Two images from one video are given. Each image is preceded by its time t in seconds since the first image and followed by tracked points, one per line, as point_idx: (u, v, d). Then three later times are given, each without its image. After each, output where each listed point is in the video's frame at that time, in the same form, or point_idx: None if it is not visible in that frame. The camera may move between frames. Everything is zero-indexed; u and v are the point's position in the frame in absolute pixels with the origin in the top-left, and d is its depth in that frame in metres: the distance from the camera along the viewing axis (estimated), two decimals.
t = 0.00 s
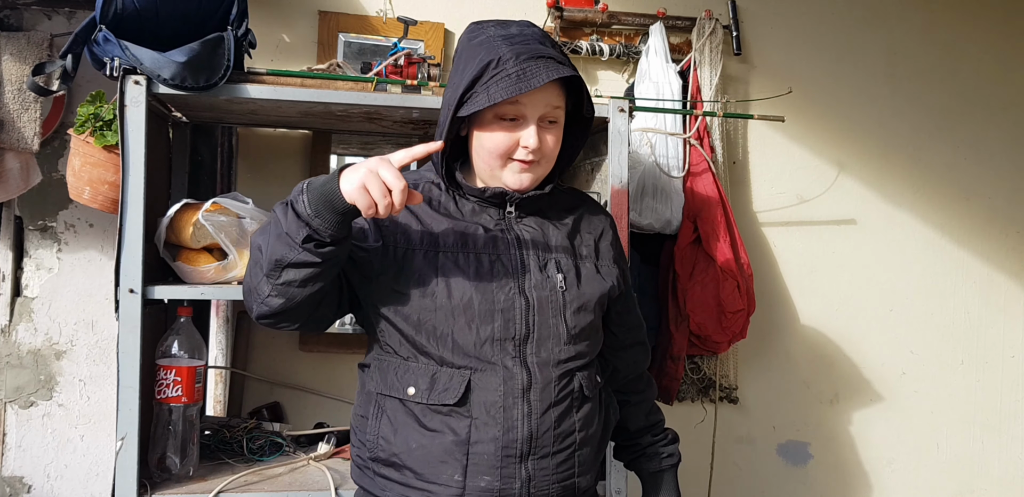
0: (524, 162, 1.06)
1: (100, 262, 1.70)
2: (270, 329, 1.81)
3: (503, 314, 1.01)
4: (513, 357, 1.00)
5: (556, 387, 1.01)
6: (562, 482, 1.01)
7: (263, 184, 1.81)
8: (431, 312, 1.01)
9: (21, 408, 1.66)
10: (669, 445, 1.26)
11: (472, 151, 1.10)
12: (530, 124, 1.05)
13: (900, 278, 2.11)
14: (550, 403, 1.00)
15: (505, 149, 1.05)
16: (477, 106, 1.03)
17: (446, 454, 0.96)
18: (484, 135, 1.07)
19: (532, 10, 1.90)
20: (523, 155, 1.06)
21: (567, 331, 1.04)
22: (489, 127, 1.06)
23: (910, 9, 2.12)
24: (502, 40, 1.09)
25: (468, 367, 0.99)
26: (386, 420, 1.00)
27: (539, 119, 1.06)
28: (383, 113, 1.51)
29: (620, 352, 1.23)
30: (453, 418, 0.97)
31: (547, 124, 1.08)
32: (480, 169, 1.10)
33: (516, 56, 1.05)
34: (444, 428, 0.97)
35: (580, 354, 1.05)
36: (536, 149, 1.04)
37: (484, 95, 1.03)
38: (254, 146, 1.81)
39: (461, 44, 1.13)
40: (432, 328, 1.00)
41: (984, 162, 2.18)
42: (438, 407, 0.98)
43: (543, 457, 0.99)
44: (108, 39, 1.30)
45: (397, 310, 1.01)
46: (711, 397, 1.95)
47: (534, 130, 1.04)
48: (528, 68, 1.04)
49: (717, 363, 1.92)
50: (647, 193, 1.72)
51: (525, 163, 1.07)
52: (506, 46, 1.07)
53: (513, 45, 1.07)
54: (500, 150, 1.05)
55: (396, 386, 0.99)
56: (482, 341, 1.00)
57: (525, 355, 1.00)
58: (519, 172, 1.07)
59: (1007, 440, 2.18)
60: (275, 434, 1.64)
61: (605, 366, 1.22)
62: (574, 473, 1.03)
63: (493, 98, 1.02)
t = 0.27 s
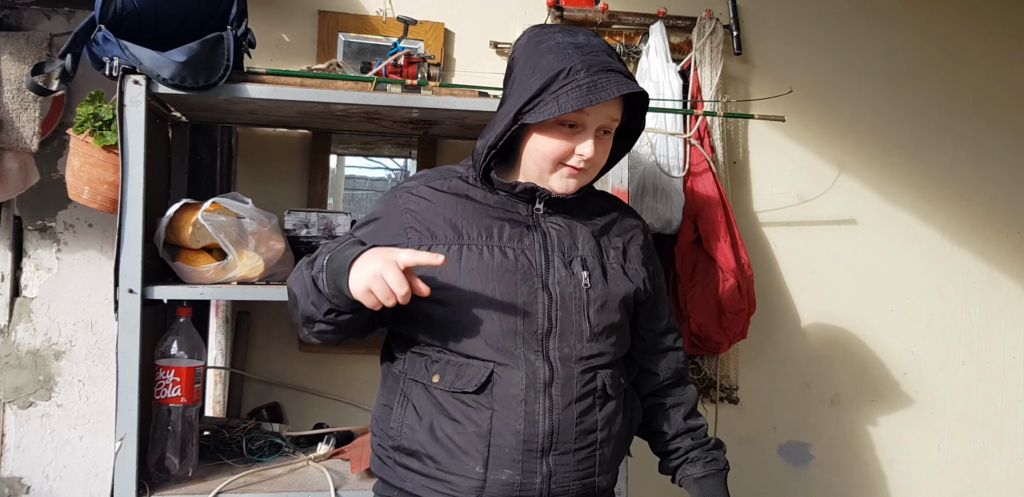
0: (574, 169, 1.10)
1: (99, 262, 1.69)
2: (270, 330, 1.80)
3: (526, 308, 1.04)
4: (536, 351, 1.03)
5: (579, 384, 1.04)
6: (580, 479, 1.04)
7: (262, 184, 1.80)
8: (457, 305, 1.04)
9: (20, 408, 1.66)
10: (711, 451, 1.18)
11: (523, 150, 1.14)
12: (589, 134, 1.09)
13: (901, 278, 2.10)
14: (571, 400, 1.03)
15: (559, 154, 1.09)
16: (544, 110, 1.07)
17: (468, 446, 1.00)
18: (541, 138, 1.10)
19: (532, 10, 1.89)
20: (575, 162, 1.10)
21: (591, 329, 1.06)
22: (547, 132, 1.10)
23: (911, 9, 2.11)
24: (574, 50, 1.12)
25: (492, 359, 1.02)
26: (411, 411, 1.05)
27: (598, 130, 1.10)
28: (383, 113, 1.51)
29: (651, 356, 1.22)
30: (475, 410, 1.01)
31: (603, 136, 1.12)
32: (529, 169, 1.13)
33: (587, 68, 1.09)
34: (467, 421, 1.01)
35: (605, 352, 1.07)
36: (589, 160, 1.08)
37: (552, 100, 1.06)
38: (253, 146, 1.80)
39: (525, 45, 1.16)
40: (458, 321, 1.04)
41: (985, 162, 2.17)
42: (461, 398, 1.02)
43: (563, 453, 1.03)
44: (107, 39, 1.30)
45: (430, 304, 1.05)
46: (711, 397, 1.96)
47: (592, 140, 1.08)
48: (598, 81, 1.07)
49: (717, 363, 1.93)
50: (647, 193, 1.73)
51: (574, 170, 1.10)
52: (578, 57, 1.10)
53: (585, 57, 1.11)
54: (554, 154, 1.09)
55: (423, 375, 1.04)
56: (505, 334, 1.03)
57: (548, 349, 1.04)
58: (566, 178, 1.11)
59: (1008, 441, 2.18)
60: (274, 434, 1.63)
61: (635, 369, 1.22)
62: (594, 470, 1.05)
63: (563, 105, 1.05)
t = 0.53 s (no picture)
0: (580, 165, 1.11)
1: (99, 262, 1.70)
2: (270, 330, 1.81)
3: (532, 309, 1.05)
4: (542, 353, 1.03)
5: (584, 387, 1.04)
6: (583, 482, 1.05)
7: (262, 184, 1.80)
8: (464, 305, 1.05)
9: (21, 408, 1.66)
10: (703, 461, 1.18)
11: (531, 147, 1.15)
12: (595, 129, 1.10)
13: (900, 278, 2.11)
14: (576, 403, 1.03)
15: (565, 150, 1.10)
16: (551, 106, 1.07)
17: (472, 445, 1.03)
18: (549, 134, 1.11)
19: (532, 10, 1.90)
20: (581, 158, 1.10)
21: (598, 331, 1.06)
22: (554, 127, 1.11)
23: (911, 9, 2.12)
24: (579, 47, 1.13)
25: (498, 360, 1.03)
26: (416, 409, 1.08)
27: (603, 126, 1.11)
28: (383, 113, 1.51)
29: (659, 358, 1.22)
30: (480, 410, 1.03)
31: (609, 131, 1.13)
32: (537, 166, 1.14)
33: (593, 63, 1.09)
34: (471, 420, 1.03)
35: (612, 354, 1.08)
36: (595, 155, 1.09)
37: (559, 96, 1.07)
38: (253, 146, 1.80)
39: (533, 44, 1.17)
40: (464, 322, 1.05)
41: (984, 162, 2.18)
42: (466, 396, 1.03)
43: (567, 456, 1.03)
44: (108, 39, 1.30)
45: (439, 306, 1.07)
46: (710, 397, 1.96)
47: (597, 136, 1.09)
48: (604, 77, 1.08)
49: (717, 363, 1.92)
50: (647, 193, 1.73)
51: (580, 166, 1.11)
52: (583, 53, 1.11)
53: (591, 53, 1.11)
54: (560, 150, 1.10)
55: (428, 375, 1.06)
56: (512, 334, 1.03)
57: (554, 351, 1.04)
58: (573, 174, 1.12)
59: (1006, 440, 2.18)
60: (275, 434, 1.64)
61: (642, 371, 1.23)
62: (598, 473, 1.06)
63: (569, 100, 1.06)
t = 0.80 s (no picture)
0: (564, 159, 1.12)
1: (99, 262, 1.70)
2: (270, 330, 1.80)
3: (528, 306, 1.04)
4: (538, 351, 1.03)
5: (581, 384, 1.04)
6: (581, 481, 1.05)
7: (262, 184, 1.80)
8: (460, 304, 1.06)
9: (20, 408, 1.66)
10: (707, 463, 1.19)
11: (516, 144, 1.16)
12: (573, 121, 1.11)
13: (900, 278, 2.11)
14: (573, 400, 1.03)
15: (547, 144, 1.12)
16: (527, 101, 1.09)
17: (469, 444, 1.03)
18: (530, 130, 1.13)
19: (532, 10, 1.89)
20: (563, 150, 1.11)
21: (595, 327, 1.06)
22: (534, 123, 1.13)
23: (911, 9, 2.12)
24: (553, 40, 1.15)
25: (494, 358, 1.03)
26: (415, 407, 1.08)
27: (582, 117, 1.12)
28: (383, 113, 1.51)
29: (661, 356, 1.22)
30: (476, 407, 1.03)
31: (590, 122, 1.14)
32: (523, 163, 1.16)
33: (565, 53, 1.11)
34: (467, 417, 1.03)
35: (609, 351, 1.07)
36: (576, 147, 1.10)
37: (533, 90, 1.09)
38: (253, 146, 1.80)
39: (513, 44, 1.20)
40: (461, 321, 1.05)
41: (985, 162, 2.17)
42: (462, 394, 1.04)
43: (563, 453, 1.03)
44: (108, 39, 1.30)
45: (436, 304, 1.08)
46: (711, 397, 1.96)
47: (575, 127, 1.10)
48: (576, 66, 1.09)
49: (717, 363, 1.92)
50: (647, 193, 1.74)
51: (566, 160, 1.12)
52: (556, 45, 1.13)
53: (563, 45, 1.13)
54: (542, 144, 1.12)
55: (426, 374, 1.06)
56: (508, 331, 1.04)
57: (551, 348, 1.04)
58: (560, 168, 1.13)
59: (1007, 440, 2.18)
60: (275, 434, 1.64)
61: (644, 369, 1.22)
62: (595, 472, 1.06)
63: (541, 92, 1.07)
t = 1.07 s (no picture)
0: (554, 157, 1.13)
1: (100, 262, 1.70)
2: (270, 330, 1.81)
3: (524, 307, 1.05)
4: (536, 351, 1.04)
5: (579, 383, 1.04)
6: (582, 481, 1.05)
7: (262, 184, 1.80)
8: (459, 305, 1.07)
9: (21, 408, 1.66)
10: (726, 450, 1.18)
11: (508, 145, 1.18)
12: (561, 119, 1.12)
13: (899, 278, 2.11)
14: (571, 400, 1.04)
15: (535, 144, 1.13)
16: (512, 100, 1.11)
17: (469, 445, 1.03)
18: (519, 130, 1.14)
19: (532, 10, 1.90)
20: (552, 149, 1.12)
21: (592, 326, 1.07)
22: (522, 123, 1.14)
23: (910, 9, 2.12)
24: (538, 39, 1.15)
25: (492, 359, 1.04)
26: (414, 408, 1.10)
27: (570, 115, 1.12)
28: (383, 113, 1.51)
29: (661, 354, 1.23)
30: (475, 408, 1.04)
31: (579, 119, 1.14)
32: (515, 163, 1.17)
33: (548, 51, 1.11)
34: (467, 419, 1.04)
35: (608, 349, 1.08)
36: (564, 145, 1.11)
37: (517, 89, 1.10)
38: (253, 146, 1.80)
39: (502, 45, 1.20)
40: (458, 323, 1.07)
41: (984, 161, 2.18)
42: (461, 395, 1.05)
43: (563, 453, 1.03)
44: (109, 39, 1.31)
45: (435, 307, 1.09)
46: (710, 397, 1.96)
47: (563, 125, 1.11)
48: (559, 64, 1.10)
49: (716, 363, 1.92)
50: (647, 193, 1.74)
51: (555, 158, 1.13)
52: (540, 44, 1.13)
53: (547, 44, 1.13)
54: (531, 144, 1.13)
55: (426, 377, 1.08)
56: (506, 332, 1.04)
57: (548, 349, 1.04)
58: (550, 167, 1.14)
59: (1006, 440, 2.19)
60: (275, 434, 1.64)
61: (645, 367, 1.23)
62: (596, 472, 1.06)
63: (525, 90, 1.09)
